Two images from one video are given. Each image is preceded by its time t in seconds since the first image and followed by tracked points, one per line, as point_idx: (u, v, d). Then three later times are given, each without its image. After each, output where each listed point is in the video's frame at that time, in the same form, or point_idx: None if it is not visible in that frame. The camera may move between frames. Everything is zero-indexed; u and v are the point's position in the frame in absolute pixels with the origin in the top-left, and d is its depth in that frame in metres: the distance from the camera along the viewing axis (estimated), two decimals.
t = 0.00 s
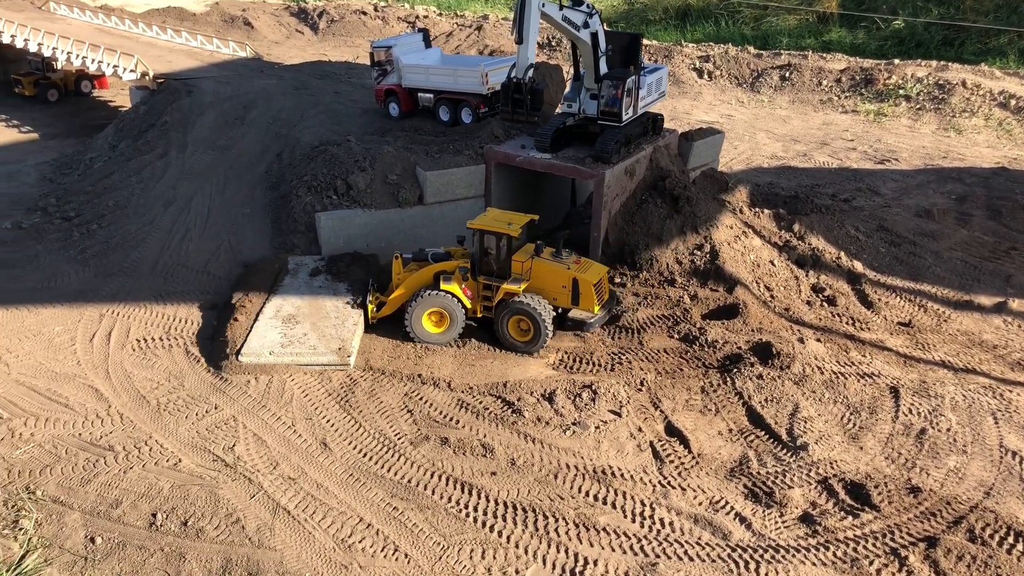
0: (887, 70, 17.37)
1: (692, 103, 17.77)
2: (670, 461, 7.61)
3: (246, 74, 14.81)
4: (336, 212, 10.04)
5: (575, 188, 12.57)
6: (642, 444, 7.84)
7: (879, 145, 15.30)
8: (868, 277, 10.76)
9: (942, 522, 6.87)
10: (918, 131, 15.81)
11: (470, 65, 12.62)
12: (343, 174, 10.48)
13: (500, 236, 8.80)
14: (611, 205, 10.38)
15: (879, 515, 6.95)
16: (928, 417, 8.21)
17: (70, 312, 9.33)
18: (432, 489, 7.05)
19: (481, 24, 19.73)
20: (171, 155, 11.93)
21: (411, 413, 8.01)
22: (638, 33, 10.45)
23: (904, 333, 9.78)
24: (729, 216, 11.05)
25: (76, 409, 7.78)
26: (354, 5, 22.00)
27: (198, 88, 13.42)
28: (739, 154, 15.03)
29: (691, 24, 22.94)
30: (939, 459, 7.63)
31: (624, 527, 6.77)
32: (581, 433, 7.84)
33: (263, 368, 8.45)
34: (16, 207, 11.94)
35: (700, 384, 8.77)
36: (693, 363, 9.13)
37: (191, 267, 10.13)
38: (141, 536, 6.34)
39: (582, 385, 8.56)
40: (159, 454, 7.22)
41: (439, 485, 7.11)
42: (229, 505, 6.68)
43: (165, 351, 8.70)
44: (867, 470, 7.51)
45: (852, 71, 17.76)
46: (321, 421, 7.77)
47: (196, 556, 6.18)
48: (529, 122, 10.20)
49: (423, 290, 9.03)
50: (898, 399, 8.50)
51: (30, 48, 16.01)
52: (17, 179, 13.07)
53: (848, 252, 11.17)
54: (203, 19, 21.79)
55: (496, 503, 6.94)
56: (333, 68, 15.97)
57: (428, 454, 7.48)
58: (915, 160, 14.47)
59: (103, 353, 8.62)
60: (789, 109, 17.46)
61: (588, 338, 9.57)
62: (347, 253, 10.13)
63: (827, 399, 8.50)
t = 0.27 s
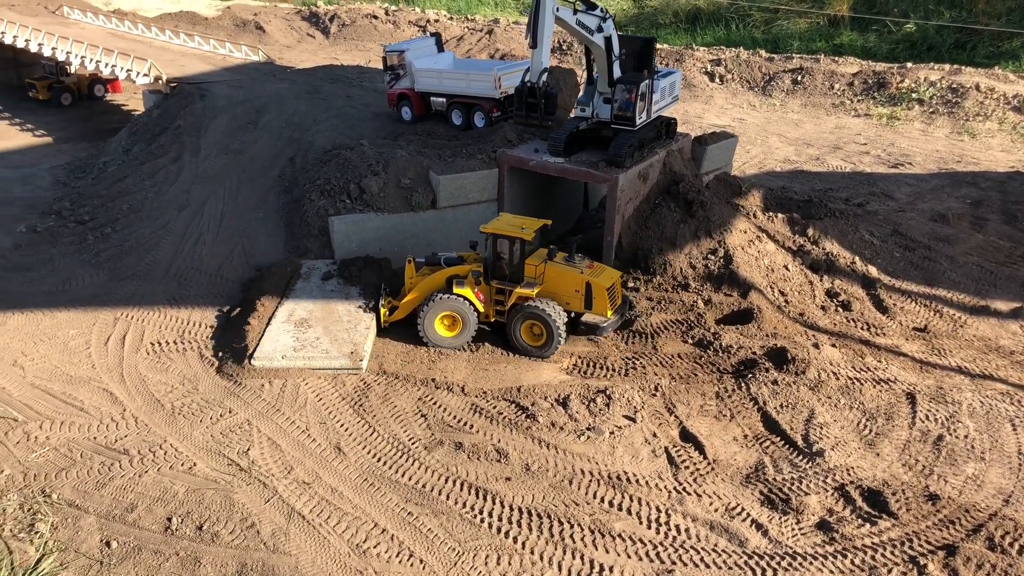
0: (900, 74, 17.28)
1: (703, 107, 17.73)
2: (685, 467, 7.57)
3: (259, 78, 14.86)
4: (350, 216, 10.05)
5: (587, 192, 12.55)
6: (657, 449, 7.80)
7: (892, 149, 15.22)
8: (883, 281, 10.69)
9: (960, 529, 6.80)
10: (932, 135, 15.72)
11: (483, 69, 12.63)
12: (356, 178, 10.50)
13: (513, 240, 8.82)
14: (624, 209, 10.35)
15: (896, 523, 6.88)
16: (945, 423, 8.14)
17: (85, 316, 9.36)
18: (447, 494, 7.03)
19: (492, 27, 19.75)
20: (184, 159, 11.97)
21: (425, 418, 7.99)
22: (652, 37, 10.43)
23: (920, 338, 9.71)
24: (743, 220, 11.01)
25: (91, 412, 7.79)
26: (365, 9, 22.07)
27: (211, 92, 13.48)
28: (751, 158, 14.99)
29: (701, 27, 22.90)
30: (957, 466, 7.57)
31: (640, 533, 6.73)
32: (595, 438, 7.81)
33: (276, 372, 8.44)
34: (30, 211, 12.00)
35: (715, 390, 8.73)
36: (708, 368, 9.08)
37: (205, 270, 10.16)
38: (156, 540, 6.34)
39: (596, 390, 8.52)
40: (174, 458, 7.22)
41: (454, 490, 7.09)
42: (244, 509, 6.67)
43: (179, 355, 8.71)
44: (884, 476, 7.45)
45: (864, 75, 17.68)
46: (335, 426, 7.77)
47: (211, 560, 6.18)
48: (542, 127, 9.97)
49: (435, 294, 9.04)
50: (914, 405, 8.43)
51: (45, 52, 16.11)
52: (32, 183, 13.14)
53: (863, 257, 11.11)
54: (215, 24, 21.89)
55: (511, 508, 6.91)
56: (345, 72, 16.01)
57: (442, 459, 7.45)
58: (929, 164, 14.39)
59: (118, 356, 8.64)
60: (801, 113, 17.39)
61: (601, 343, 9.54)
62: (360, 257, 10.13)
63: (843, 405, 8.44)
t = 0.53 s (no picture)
0: (910, 74, 17.19)
1: (712, 109, 17.68)
2: (703, 472, 7.51)
3: (269, 82, 14.86)
4: (362, 220, 10.04)
5: (599, 195, 12.53)
6: (674, 454, 7.74)
7: (904, 150, 15.15)
8: (898, 283, 10.63)
9: (983, 534, 6.73)
10: (943, 136, 15.65)
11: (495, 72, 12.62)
12: (369, 182, 10.48)
13: (528, 243, 8.83)
14: (638, 212, 10.31)
15: (918, 528, 6.81)
16: (965, 427, 8.06)
17: (98, 321, 9.34)
18: (464, 500, 6.98)
19: (500, 30, 19.75)
20: (196, 163, 11.96)
21: (441, 422, 7.95)
22: (665, 39, 10.41)
23: (936, 340, 9.64)
24: (757, 223, 10.97)
25: (106, 418, 7.75)
26: (373, 12, 22.08)
27: (222, 96, 13.48)
28: (762, 160, 14.93)
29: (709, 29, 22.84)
30: (978, 470, 7.49)
31: (659, 539, 6.67)
32: (612, 442, 7.75)
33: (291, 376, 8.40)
34: (42, 216, 12.00)
35: (731, 394, 8.67)
36: (724, 372, 9.02)
37: (218, 275, 10.14)
38: (173, 546, 6.29)
39: (612, 394, 8.47)
40: (190, 463, 7.18)
41: (471, 495, 7.04)
42: (261, 515, 6.63)
43: (194, 360, 8.69)
44: (904, 481, 7.38)
45: (874, 75, 17.60)
46: (350, 431, 7.72)
47: (229, 567, 6.13)
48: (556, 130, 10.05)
49: (448, 298, 9.01)
50: (933, 408, 8.36)
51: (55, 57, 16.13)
52: (44, 188, 13.14)
53: (877, 259, 11.05)
54: (224, 28, 21.92)
55: (529, 514, 6.86)
56: (355, 76, 16.00)
57: (458, 463, 7.41)
58: (942, 165, 14.31)
59: (132, 361, 8.62)
60: (811, 114, 17.33)
61: (616, 347, 9.50)
62: (373, 261, 10.11)
63: (861, 408, 8.37)
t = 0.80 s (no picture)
0: (935, 72, 17.00)
1: (735, 106, 17.56)
2: (734, 472, 7.45)
3: (292, 78, 14.90)
4: (388, 216, 10.03)
5: (623, 192, 12.47)
6: (704, 453, 7.68)
7: (930, 149, 14.98)
8: (927, 283, 10.52)
9: (1020, 537, 6.63)
10: (970, 135, 15.46)
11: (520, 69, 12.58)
12: (395, 179, 10.48)
13: (555, 240, 8.79)
14: (665, 209, 10.24)
15: (953, 530, 6.73)
16: (999, 428, 7.96)
17: (126, 316, 9.38)
18: (494, 497, 6.95)
19: (521, 27, 19.73)
20: (221, 159, 11.99)
21: (469, 419, 7.92)
22: (692, 36, 10.36)
23: (967, 341, 9.52)
24: (784, 221, 10.89)
25: (136, 412, 7.77)
26: (393, 9, 22.09)
27: (246, 92, 13.52)
28: (786, 158, 14.82)
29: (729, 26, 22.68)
30: (1013, 472, 7.39)
31: (691, 538, 6.63)
32: (641, 441, 7.71)
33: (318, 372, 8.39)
34: (69, 211, 12.07)
35: (760, 393, 8.59)
36: (752, 371, 8.95)
37: (245, 271, 10.17)
38: (206, 541, 6.29)
39: (640, 393, 8.42)
40: (220, 458, 7.17)
41: (501, 493, 7.02)
42: (292, 511, 6.62)
43: (221, 355, 8.71)
44: (938, 482, 7.29)
45: (899, 73, 17.43)
46: (379, 426, 7.71)
47: (261, 561, 6.13)
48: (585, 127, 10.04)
49: (473, 295, 8.97)
50: (966, 410, 8.25)
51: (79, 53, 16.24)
52: (69, 183, 13.23)
53: (905, 258, 10.94)
54: (244, 24, 21.98)
55: (559, 512, 6.82)
56: (377, 73, 16.01)
57: (487, 461, 7.39)
58: (969, 164, 14.14)
59: (160, 356, 8.64)
60: (834, 112, 17.18)
61: (643, 345, 9.45)
62: (399, 257, 10.10)
63: (892, 409, 8.28)
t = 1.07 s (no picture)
0: (959, 79, 16.80)
1: (755, 112, 17.46)
2: (752, 481, 7.40)
3: (314, 80, 14.98)
4: (408, 220, 10.07)
5: (642, 197, 12.44)
6: (722, 462, 7.63)
7: (953, 157, 14.82)
8: (949, 293, 10.40)
9: None
10: (994, 143, 15.28)
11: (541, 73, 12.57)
12: (415, 182, 10.51)
13: (575, 246, 8.77)
14: (685, 216, 10.20)
15: (975, 545, 6.64)
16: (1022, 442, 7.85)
17: (147, 315, 9.46)
18: (511, 503, 6.95)
19: (542, 30, 19.77)
20: (243, 160, 12.08)
21: (486, 424, 7.92)
22: (715, 42, 10.29)
23: (990, 353, 9.41)
24: (805, 229, 10.81)
25: (156, 411, 7.82)
26: (414, 11, 22.16)
27: (268, 94, 13.62)
28: (807, 165, 14.72)
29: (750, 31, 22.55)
30: None
31: (708, 548, 6.58)
32: (659, 449, 7.67)
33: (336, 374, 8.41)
34: (92, 209, 12.20)
35: (779, 402, 8.52)
36: (771, 380, 8.88)
37: (265, 271, 10.23)
38: (224, 542, 6.32)
39: (658, 401, 8.38)
40: (239, 458, 7.21)
41: (518, 499, 7.01)
42: (310, 513, 6.64)
43: (241, 355, 8.76)
44: (959, 496, 7.20)
45: (922, 81, 17.25)
46: (396, 430, 7.72)
47: (279, 563, 6.15)
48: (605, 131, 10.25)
49: (491, 299, 8.97)
50: (989, 423, 8.15)
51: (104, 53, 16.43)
52: (93, 182, 13.37)
53: (928, 268, 10.82)
54: (266, 24, 22.13)
55: (576, 519, 6.80)
56: (398, 75, 16.07)
57: (504, 466, 7.38)
58: (993, 173, 13.97)
59: (181, 356, 8.71)
60: (856, 119, 17.04)
61: (661, 352, 9.41)
62: (417, 260, 10.13)
63: (912, 420, 8.19)
